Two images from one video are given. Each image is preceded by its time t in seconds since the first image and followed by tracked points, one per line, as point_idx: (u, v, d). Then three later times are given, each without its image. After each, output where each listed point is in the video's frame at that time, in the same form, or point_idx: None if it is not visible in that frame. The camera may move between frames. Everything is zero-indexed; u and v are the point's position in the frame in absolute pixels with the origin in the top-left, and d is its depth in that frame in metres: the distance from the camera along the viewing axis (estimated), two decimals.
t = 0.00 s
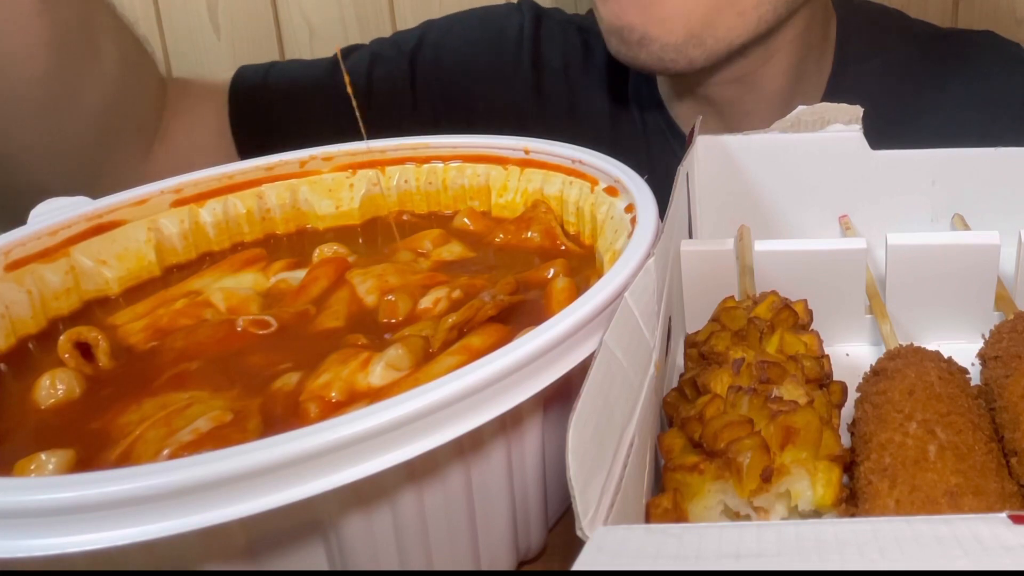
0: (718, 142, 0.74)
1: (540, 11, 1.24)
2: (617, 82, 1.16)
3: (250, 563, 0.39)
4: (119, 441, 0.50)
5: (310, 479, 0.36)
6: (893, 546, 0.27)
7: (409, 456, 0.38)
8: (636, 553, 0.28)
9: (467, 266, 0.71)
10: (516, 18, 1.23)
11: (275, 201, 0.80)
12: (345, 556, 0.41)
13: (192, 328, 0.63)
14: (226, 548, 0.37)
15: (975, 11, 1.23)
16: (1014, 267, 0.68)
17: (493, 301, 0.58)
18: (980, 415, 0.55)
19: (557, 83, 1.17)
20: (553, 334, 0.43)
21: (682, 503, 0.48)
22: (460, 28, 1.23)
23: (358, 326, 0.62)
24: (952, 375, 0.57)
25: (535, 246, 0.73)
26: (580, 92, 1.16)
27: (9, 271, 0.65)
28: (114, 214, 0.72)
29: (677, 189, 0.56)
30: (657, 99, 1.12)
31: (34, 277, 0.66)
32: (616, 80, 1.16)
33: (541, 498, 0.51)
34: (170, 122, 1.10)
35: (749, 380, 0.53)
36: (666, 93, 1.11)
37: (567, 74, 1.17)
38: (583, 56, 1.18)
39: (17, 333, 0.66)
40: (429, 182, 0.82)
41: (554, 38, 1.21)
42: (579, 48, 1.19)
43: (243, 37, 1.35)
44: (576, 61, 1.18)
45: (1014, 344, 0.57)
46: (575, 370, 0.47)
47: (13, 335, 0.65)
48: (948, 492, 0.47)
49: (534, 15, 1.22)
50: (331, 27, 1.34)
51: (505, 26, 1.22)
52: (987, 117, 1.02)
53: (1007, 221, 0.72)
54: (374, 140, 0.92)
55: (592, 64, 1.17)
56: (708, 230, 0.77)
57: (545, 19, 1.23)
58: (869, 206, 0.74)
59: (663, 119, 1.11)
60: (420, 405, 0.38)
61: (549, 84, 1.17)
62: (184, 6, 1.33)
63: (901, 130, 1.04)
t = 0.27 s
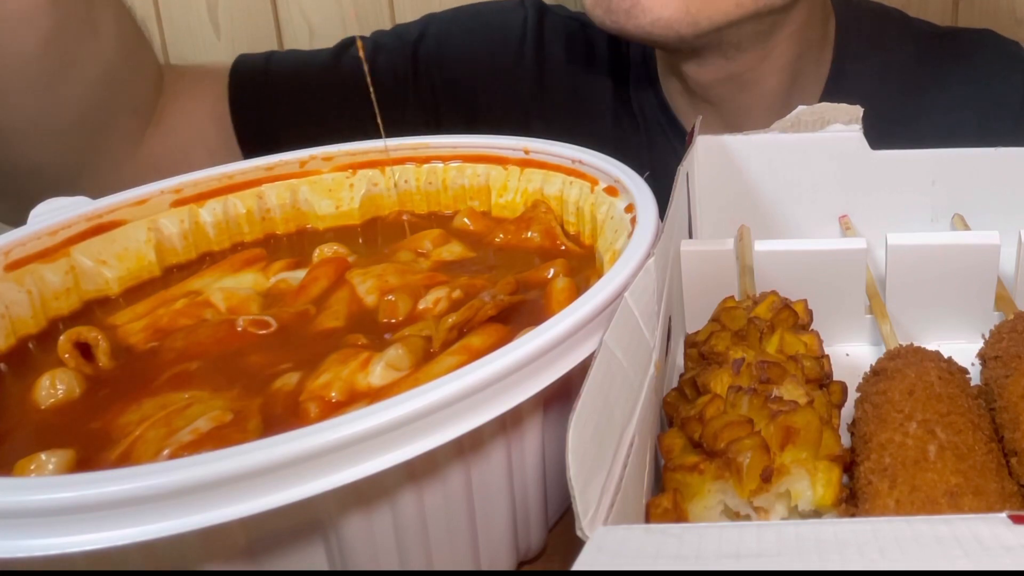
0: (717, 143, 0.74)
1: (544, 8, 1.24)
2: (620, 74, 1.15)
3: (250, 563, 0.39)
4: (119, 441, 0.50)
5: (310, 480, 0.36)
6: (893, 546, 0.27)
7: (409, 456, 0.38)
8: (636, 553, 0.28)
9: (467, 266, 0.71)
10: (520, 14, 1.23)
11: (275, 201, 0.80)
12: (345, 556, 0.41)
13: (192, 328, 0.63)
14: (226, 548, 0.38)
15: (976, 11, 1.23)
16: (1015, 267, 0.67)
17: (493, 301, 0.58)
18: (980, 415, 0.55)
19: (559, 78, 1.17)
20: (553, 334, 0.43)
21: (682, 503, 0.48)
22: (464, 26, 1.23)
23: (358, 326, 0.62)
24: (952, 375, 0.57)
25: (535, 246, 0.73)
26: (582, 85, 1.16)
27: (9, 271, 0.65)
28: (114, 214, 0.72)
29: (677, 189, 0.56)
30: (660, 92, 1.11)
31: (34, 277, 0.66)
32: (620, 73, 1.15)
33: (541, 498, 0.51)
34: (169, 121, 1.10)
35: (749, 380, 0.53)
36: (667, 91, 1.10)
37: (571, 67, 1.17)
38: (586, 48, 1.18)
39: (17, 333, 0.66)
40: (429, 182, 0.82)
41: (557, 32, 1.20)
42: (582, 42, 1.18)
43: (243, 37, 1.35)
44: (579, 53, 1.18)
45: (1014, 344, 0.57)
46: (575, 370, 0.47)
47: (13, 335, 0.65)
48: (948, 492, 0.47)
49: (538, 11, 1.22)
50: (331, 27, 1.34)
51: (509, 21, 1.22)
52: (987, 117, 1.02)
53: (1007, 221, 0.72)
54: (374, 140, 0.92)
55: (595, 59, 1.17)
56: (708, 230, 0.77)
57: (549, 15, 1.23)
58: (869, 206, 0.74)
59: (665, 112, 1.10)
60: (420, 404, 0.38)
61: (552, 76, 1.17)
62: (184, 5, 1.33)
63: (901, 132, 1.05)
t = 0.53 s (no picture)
0: (717, 143, 0.74)
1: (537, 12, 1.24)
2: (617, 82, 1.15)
3: (250, 562, 0.39)
4: (119, 441, 0.50)
5: (310, 479, 0.36)
6: (892, 546, 0.27)
7: (409, 456, 0.38)
8: (635, 553, 0.28)
9: (467, 266, 0.71)
10: (514, 20, 1.22)
11: (275, 201, 0.80)
12: (345, 556, 0.41)
13: (192, 328, 0.63)
14: (226, 548, 0.38)
15: (976, 11, 1.23)
16: (1014, 267, 0.67)
17: (493, 301, 0.58)
18: (980, 415, 0.55)
19: (557, 88, 1.17)
20: (553, 334, 0.43)
21: (682, 503, 0.48)
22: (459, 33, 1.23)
23: (357, 326, 0.62)
24: (952, 375, 0.57)
25: (535, 246, 0.73)
26: (580, 95, 1.16)
27: (9, 271, 0.65)
28: (114, 214, 0.72)
29: (677, 189, 0.56)
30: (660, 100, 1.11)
31: (34, 277, 0.66)
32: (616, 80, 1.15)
33: (541, 498, 0.51)
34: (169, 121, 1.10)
35: (749, 380, 0.53)
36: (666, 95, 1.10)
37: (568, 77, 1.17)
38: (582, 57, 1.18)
39: (17, 333, 0.66)
40: (429, 182, 0.82)
41: (551, 41, 1.20)
42: (577, 49, 1.18)
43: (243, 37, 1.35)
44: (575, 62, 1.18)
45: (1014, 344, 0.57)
46: (575, 370, 0.47)
47: (13, 335, 0.65)
48: (948, 492, 0.47)
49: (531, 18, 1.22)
50: (332, 28, 1.34)
51: (501, 29, 1.22)
52: (988, 118, 1.02)
53: (1007, 221, 0.72)
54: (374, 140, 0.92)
55: (590, 66, 1.17)
56: (708, 230, 0.77)
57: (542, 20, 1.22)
58: (869, 206, 0.74)
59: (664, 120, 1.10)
60: (420, 404, 0.38)
61: (550, 87, 1.18)
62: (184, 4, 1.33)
63: (902, 133, 1.04)
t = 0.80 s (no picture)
0: (717, 143, 0.74)
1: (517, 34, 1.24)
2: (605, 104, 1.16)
3: (250, 562, 0.39)
4: (119, 441, 0.50)
5: (310, 479, 0.36)
6: (892, 546, 0.27)
7: (409, 456, 0.38)
8: (635, 553, 0.28)
9: (467, 266, 0.71)
10: (497, 43, 1.22)
11: (275, 201, 0.80)
12: (345, 556, 0.41)
13: (192, 328, 0.63)
14: (227, 547, 0.38)
15: (976, 10, 1.23)
16: (1014, 267, 0.68)
17: (494, 301, 0.58)
18: (980, 415, 0.55)
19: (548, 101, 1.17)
20: (552, 334, 0.43)
21: (682, 503, 0.47)
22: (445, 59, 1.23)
23: (357, 326, 0.63)
24: (952, 375, 0.57)
25: (535, 246, 0.73)
26: (572, 118, 1.16)
27: (9, 271, 0.65)
28: (114, 214, 0.72)
29: (677, 189, 0.56)
30: (655, 114, 1.11)
31: (34, 277, 0.66)
32: (604, 102, 1.17)
33: (541, 498, 0.51)
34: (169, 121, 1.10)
35: (749, 380, 0.53)
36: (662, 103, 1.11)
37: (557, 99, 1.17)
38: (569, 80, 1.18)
39: (17, 333, 0.66)
40: (429, 182, 0.82)
41: (536, 64, 1.20)
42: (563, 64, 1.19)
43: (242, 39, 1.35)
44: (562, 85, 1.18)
45: (1014, 344, 0.57)
46: (575, 370, 0.47)
47: (13, 335, 0.65)
48: (948, 492, 0.47)
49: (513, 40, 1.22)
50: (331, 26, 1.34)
51: (486, 52, 1.22)
52: (987, 118, 1.03)
53: (1007, 221, 0.72)
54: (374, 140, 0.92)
55: (578, 85, 1.18)
56: (707, 230, 0.77)
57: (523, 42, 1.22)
58: (869, 206, 0.74)
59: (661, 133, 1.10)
60: (419, 404, 0.38)
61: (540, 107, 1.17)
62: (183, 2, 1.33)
63: (903, 134, 1.04)
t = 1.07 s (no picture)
0: (717, 143, 0.74)
1: (505, 44, 1.23)
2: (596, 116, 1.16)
3: (250, 562, 0.39)
4: (119, 441, 0.50)
5: (310, 479, 0.36)
6: (892, 546, 0.27)
7: (408, 456, 0.38)
8: (636, 553, 0.28)
9: (467, 266, 0.71)
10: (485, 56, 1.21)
11: (275, 201, 0.80)
12: (345, 556, 0.41)
13: (192, 328, 0.63)
14: (226, 547, 0.38)
15: (976, 10, 1.23)
16: (1014, 267, 0.67)
17: (493, 301, 0.58)
18: (980, 415, 0.55)
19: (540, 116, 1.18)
20: (552, 334, 0.43)
21: (682, 503, 0.47)
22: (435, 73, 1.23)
23: (357, 325, 0.63)
24: (952, 375, 0.57)
25: (535, 246, 0.73)
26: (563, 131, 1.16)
27: (9, 271, 0.65)
28: (114, 214, 0.72)
29: (677, 189, 0.56)
30: (652, 130, 1.13)
31: (34, 277, 0.66)
32: (593, 114, 1.17)
33: (541, 499, 0.51)
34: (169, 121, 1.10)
35: (749, 380, 0.53)
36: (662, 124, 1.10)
37: (547, 114, 1.17)
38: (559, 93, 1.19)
39: (17, 333, 0.66)
40: (429, 182, 0.82)
41: (525, 78, 1.20)
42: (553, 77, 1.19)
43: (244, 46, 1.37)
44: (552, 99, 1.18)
45: (1014, 344, 0.57)
46: (575, 370, 0.47)
47: (13, 335, 0.65)
48: (948, 492, 0.47)
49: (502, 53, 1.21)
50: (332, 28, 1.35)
51: (475, 66, 1.21)
52: (988, 119, 1.02)
53: (1007, 221, 0.72)
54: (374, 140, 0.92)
55: (568, 97, 1.18)
56: (708, 230, 0.77)
57: (512, 54, 1.22)
58: (869, 206, 0.74)
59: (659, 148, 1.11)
60: (419, 404, 0.38)
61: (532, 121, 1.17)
62: (185, 7, 1.35)
63: (902, 133, 1.04)
